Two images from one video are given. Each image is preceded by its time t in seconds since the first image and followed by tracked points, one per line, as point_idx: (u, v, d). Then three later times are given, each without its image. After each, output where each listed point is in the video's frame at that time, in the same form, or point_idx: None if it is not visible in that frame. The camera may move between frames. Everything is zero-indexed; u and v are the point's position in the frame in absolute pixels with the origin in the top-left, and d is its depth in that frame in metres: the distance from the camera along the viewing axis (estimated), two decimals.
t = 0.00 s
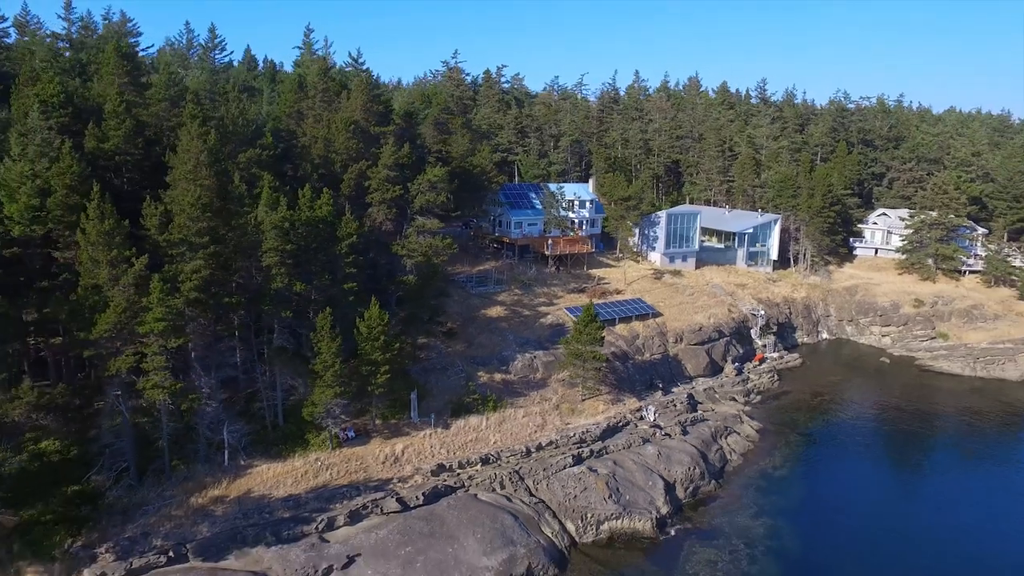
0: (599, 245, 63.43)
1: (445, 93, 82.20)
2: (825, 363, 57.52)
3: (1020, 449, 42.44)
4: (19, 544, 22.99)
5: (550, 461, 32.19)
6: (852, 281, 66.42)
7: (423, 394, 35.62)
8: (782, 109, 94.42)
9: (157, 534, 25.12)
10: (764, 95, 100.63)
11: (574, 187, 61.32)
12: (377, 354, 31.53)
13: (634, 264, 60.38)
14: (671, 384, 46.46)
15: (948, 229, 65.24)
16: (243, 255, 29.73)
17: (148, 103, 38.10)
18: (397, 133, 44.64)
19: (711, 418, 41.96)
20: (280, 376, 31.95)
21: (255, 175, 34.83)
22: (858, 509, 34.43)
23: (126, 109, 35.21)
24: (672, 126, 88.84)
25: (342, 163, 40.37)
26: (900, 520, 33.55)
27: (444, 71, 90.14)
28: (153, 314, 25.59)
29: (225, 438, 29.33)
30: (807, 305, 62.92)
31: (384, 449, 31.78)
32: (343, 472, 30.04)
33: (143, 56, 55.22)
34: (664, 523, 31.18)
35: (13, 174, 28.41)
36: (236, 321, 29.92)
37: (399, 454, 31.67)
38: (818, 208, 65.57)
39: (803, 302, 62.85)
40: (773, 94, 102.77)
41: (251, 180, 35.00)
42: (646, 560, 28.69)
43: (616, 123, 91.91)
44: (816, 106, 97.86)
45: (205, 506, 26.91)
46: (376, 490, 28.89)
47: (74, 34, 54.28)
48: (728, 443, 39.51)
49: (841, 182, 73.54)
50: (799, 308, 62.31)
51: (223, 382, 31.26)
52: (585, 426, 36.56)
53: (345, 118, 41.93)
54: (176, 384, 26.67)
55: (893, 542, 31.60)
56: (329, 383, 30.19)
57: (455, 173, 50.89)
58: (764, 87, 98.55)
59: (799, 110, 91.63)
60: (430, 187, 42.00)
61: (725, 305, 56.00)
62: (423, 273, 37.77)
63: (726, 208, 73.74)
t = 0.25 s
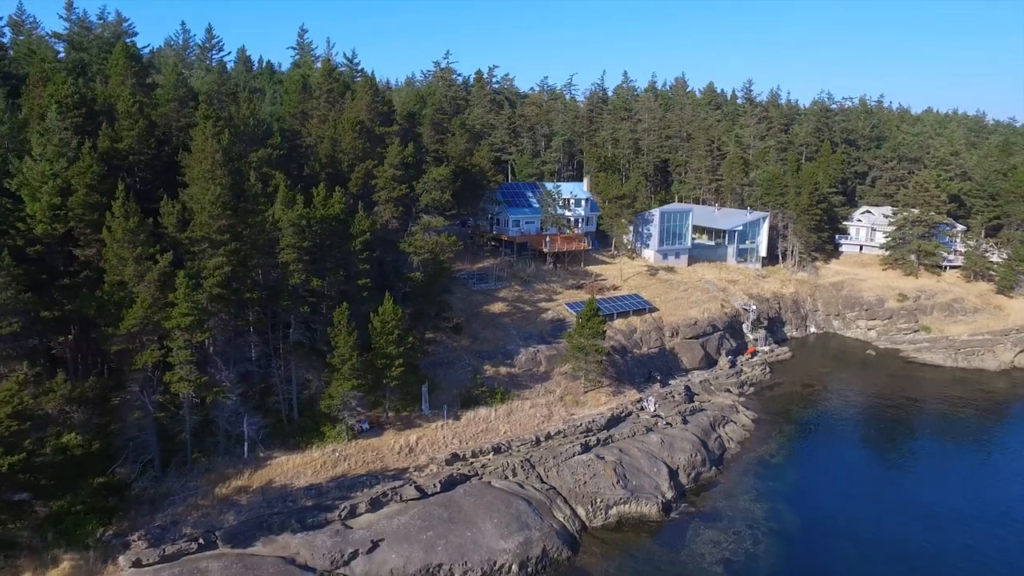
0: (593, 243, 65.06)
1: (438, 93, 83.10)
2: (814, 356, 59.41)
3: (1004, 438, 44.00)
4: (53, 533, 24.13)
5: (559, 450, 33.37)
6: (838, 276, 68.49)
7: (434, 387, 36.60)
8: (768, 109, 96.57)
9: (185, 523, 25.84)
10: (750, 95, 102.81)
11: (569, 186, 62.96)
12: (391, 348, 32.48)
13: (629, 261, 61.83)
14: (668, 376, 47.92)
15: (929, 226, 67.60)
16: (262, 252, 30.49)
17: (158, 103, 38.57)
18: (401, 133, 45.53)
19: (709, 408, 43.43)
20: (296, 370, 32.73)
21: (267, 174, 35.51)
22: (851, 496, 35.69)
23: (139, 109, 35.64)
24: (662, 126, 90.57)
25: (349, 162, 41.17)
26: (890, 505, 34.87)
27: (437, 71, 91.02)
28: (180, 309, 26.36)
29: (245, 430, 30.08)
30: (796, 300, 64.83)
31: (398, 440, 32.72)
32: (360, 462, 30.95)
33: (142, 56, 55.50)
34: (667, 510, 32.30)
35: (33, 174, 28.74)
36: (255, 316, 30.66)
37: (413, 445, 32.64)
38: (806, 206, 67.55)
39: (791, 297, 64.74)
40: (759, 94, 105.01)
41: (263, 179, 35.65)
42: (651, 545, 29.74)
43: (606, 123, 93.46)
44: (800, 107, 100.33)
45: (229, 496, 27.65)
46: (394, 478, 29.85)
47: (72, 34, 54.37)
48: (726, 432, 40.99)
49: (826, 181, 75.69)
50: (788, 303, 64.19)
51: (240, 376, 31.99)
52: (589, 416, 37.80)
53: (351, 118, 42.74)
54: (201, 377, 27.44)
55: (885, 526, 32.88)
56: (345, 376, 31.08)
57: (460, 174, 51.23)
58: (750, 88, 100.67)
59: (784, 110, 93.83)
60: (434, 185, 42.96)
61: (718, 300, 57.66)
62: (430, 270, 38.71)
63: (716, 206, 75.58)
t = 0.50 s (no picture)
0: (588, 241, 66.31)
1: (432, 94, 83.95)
2: (804, 350, 61.20)
3: (988, 429, 45.38)
4: (81, 524, 24.45)
5: (565, 440, 34.48)
6: (826, 273, 70.40)
7: (441, 382, 37.50)
8: (755, 109, 98.58)
9: (209, 513, 26.57)
10: (737, 96, 104.79)
11: (565, 185, 64.11)
12: (402, 343, 33.29)
13: (624, 258, 63.20)
14: (665, 370, 49.23)
15: (912, 224, 69.55)
16: (277, 250, 31.17)
17: (165, 104, 39.07)
18: (404, 134, 46.41)
19: (706, 400, 44.83)
20: (309, 364, 33.50)
21: (277, 173, 36.13)
22: (843, 486, 36.76)
23: (149, 110, 36.16)
24: (652, 126, 92.20)
25: (355, 162, 41.95)
26: (880, 494, 36.10)
27: (429, 71, 91.79)
28: (202, 305, 27.07)
29: (262, 424, 30.80)
30: (785, 296, 66.60)
31: (410, 433, 33.58)
32: (374, 454, 31.78)
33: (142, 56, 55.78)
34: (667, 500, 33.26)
35: (51, 174, 29.11)
36: (270, 312, 31.36)
37: (424, 437, 33.55)
38: (794, 205, 69.41)
39: (781, 293, 66.50)
40: (746, 95, 107.05)
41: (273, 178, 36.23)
42: (653, 534, 30.64)
43: (597, 124, 94.91)
44: (786, 108, 102.53)
45: (250, 487, 28.38)
46: (408, 469, 30.74)
47: (71, 34, 54.51)
48: (722, 422, 42.38)
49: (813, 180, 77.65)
50: (778, 299, 65.93)
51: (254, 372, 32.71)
52: (592, 408, 38.95)
53: (356, 119, 43.49)
54: (221, 372, 28.11)
55: (876, 515, 33.97)
56: (359, 370, 31.89)
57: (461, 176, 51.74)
58: (737, 89, 102.66)
59: (771, 111, 95.86)
60: (438, 185, 43.92)
61: (711, 296, 59.19)
62: (436, 267, 39.63)
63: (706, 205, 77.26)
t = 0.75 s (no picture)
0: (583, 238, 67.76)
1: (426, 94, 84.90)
2: (792, 344, 63.17)
3: (968, 418, 47.21)
4: (109, 513, 24.86)
5: (571, 430, 35.76)
6: (812, 269, 72.49)
7: (448, 375, 38.57)
8: (741, 110, 100.72)
9: (233, 502, 27.45)
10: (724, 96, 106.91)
11: (560, 184, 65.50)
12: (414, 337, 34.29)
13: (618, 256, 64.72)
14: (661, 363, 50.73)
15: (895, 221, 71.71)
16: (292, 247, 32.05)
17: (174, 105, 39.70)
18: (406, 134, 47.41)
19: (701, 391, 46.39)
20: (323, 359, 34.41)
21: (287, 172, 36.91)
22: (832, 474, 38.04)
23: (160, 111, 36.82)
24: (641, 126, 93.95)
25: (361, 161, 42.87)
26: (865, 479, 37.63)
27: (422, 71, 92.63)
28: (225, 300, 27.95)
29: (279, 416, 31.65)
30: (773, 292, 68.54)
31: (421, 424, 34.60)
32: (387, 445, 32.76)
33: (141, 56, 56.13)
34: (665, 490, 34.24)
35: (70, 174, 29.62)
36: (287, 307, 32.20)
37: (435, 428, 34.60)
38: (781, 203, 71.42)
39: (769, 289, 68.43)
40: (732, 95, 109.22)
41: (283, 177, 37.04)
42: (652, 523, 31.56)
43: (587, 124, 96.50)
44: (771, 108, 104.81)
45: (270, 477, 29.26)
46: (422, 459, 31.79)
47: (70, 34, 54.69)
48: (718, 413, 43.95)
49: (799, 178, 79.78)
50: (767, 294, 67.85)
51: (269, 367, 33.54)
52: (595, 400, 40.29)
53: (360, 119, 44.38)
54: (242, 365, 28.94)
55: (865, 503, 35.05)
56: (373, 364, 32.87)
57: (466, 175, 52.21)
58: (724, 89, 104.71)
59: (757, 111, 98.07)
60: (442, 184, 44.98)
61: (703, 292, 60.88)
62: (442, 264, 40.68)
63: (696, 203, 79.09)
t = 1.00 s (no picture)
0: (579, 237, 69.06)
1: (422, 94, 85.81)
2: (785, 339, 64.77)
3: (954, 412, 48.50)
4: (137, 503, 25.85)
5: (577, 421, 36.92)
6: (802, 266, 74.28)
7: (456, 369, 39.56)
8: (731, 110, 102.60)
9: (255, 492, 28.25)
10: (714, 97, 108.77)
11: (557, 183, 66.73)
12: (425, 331, 35.21)
13: (614, 254, 66.05)
14: (659, 358, 52.06)
15: (883, 219, 73.78)
16: (307, 245, 32.87)
17: (183, 106, 40.33)
18: (410, 134, 48.35)
19: (699, 384, 47.74)
20: (336, 353, 35.25)
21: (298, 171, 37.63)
22: (824, 465, 39.09)
23: (171, 111, 37.46)
24: (634, 126, 95.46)
25: (367, 161, 43.73)
26: (857, 470, 38.73)
27: (417, 71, 93.44)
28: (246, 296, 28.77)
29: (295, 409, 32.45)
30: (765, 288, 70.22)
31: (432, 416, 35.55)
32: (400, 436, 33.67)
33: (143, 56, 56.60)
34: (664, 486, 34.83)
35: (90, 173, 30.26)
36: (302, 303, 33.00)
37: (445, 420, 35.58)
38: (771, 202, 73.16)
39: (761, 286, 70.10)
40: (721, 96, 111.13)
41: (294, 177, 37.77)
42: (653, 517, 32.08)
43: (581, 124, 97.84)
44: (760, 108, 106.75)
45: (289, 468, 30.06)
46: (435, 449, 32.76)
47: (72, 35, 55.04)
48: (715, 405, 45.29)
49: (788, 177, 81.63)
50: (759, 291, 69.51)
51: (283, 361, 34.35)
52: (597, 392, 41.49)
53: (366, 120, 45.27)
54: (262, 359, 29.72)
55: (858, 495, 35.83)
56: (385, 358, 33.79)
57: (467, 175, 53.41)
58: (713, 90, 106.58)
59: (747, 111, 99.99)
60: (446, 183, 45.98)
61: (698, 288, 62.37)
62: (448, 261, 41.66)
63: (689, 202, 80.69)
